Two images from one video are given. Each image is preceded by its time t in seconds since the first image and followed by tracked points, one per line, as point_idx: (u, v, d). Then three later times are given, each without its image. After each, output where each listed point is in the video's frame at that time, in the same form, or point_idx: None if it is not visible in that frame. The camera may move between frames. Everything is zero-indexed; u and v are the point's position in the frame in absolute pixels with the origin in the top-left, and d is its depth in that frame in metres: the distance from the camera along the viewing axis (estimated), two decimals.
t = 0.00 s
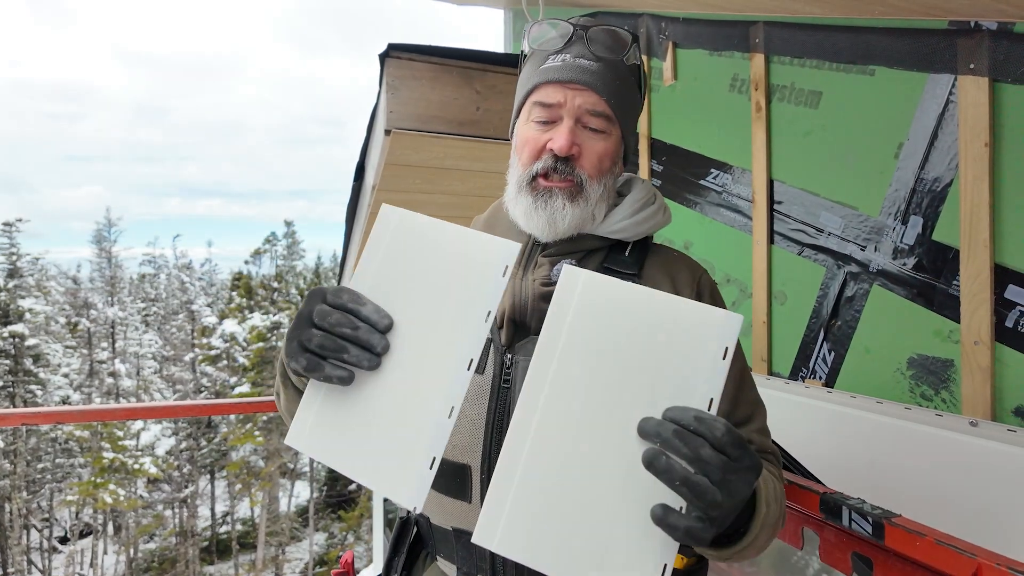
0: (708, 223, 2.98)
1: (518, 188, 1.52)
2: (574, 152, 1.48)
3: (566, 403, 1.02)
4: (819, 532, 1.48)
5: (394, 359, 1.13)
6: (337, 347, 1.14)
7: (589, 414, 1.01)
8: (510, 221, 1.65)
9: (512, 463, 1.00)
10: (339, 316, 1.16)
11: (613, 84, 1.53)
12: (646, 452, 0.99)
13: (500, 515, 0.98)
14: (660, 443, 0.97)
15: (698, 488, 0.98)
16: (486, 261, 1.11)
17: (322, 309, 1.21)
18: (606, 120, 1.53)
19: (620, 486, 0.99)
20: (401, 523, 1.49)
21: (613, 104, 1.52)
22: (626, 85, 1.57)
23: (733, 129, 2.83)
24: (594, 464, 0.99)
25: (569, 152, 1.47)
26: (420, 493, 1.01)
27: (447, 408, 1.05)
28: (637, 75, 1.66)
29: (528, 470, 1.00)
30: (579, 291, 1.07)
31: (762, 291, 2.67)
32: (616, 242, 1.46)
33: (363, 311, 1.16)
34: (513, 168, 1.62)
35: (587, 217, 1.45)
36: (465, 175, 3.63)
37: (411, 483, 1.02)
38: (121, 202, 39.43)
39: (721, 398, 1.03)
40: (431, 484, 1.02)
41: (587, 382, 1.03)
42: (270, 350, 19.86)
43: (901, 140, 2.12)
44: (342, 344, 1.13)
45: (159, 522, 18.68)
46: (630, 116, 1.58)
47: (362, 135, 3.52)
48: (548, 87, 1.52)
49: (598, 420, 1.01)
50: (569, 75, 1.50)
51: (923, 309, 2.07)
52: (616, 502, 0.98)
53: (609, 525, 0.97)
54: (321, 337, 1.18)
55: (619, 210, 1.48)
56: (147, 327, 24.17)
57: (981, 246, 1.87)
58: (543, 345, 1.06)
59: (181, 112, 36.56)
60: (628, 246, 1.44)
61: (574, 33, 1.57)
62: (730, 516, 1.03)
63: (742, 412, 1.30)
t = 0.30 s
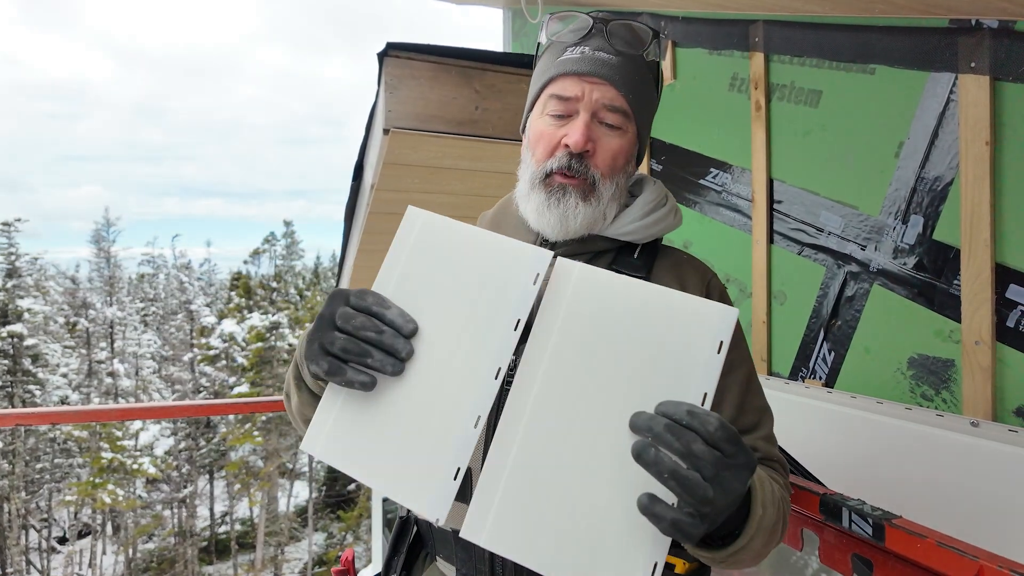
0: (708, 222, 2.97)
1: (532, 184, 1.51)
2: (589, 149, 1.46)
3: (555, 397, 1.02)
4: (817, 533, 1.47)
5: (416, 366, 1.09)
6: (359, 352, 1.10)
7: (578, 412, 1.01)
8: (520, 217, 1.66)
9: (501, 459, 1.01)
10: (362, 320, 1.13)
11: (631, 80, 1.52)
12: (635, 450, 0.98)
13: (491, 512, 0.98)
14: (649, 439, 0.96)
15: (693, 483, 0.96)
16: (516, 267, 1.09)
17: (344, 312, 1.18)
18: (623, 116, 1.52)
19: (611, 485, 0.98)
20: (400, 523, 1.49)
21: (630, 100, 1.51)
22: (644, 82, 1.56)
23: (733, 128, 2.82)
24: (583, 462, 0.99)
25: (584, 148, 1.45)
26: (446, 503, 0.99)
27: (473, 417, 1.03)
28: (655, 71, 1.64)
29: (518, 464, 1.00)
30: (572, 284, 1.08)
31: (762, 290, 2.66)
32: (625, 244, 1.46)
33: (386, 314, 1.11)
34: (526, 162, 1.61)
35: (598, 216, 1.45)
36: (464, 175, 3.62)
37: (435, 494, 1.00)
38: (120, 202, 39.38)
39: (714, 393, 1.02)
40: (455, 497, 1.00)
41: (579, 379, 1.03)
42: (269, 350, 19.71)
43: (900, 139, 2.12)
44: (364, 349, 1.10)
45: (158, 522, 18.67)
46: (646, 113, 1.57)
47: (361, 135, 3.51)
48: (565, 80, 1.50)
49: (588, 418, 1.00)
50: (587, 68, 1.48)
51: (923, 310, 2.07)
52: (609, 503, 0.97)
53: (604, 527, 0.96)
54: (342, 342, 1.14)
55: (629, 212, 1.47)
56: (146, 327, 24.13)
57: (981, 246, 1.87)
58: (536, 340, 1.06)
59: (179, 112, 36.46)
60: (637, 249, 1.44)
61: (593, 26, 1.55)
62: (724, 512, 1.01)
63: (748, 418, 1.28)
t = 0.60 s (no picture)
0: (708, 220, 2.96)
1: (538, 180, 1.48)
2: (598, 144, 1.44)
3: (556, 396, 1.01)
4: (817, 532, 1.46)
5: (429, 370, 1.07)
6: (370, 357, 1.08)
7: (577, 411, 1.00)
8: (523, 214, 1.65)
9: (502, 459, 0.99)
10: (374, 323, 1.11)
11: (638, 76, 1.51)
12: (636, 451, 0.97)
13: (493, 515, 0.97)
14: (649, 438, 0.95)
15: (692, 483, 0.96)
16: (529, 263, 1.08)
17: (355, 315, 1.17)
18: (631, 112, 1.51)
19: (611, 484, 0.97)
20: (402, 524, 1.47)
21: (637, 96, 1.50)
22: (651, 77, 1.55)
23: (734, 127, 2.81)
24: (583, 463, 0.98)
25: (593, 144, 1.43)
26: (459, 508, 0.98)
27: (485, 422, 1.01)
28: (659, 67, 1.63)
29: (516, 465, 0.98)
30: (570, 281, 1.06)
31: (762, 289, 2.66)
32: (629, 243, 1.46)
33: (398, 318, 1.10)
34: (530, 159, 1.59)
35: (605, 213, 1.43)
36: (464, 174, 3.61)
37: (448, 500, 0.98)
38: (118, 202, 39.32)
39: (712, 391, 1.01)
40: (466, 502, 0.98)
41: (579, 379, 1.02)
42: (269, 350, 19.58)
43: (902, 137, 2.11)
44: (375, 352, 1.08)
45: (157, 522, 18.64)
46: (652, 109, 1.57)
47: (361, 133, 3.50)
48: (574, 75, 1.49)
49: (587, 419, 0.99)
50: (595, 62, 1.47)
51: (925, 308, 2.06)
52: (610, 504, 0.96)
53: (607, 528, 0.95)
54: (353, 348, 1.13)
55: (632, 211, 1.46)
56: (145, 327, 24.09)
57: (983, 243, 1.86)
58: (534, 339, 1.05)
59: (179, 112, 36.39)
60: (642, 247, 1.44)
61: (601, 21, 1.54)
62: (723, 511, 1.00)
63: (752, 419, 1.28)
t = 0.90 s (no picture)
0: (707, 220, 2.97)
1: (541, 175, 1.48)
2: (603, 141, 1.44)
3: (555, 383, 1.01)
4: (819, 530, 1.47)
5: (428, 350, 1.06)
6: (382, 314, 1.08)
7: (575, 397, 1.00)
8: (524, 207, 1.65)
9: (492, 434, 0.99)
10: (388, 283, 1.11)
11: (644, 75, 1.52)
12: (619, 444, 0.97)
13: (479, 486, 0.95)
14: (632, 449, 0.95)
15: (676, 497, 0.94)
16: (543, 250, 1.10)
17: (371, 274, 1.17)
18: (635, 110, 1.51)
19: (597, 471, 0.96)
20: (401, 523, 1.47)
21: (642, 94, 1.51)
22: (655, 77, 1.56)
23: (733, 127, 2.82)
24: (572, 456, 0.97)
25: (598, 140, 1.43)
26: (446, 476, 0.97)
27: (478, 399, 1.01)
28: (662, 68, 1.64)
29: (501, 447, 0.98)
30: (579, 276, 1.07)
31: (762, 289, 2.66)
32: (629, 241, 1.46)
33: (413, 284, 1.10)
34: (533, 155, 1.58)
35: (608, 210, 1.43)
36: (463, 173, 3.61)
37: (435, 471, 0.97)
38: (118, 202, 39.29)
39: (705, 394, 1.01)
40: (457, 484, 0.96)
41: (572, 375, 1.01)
42: (269, 350, 19.58)
43: (901, 136, 2.12)
44: (386, 311, 1.08)
45: (156, 522, 18.63)
46: (654, 109, 1.58)
47: (361, 133, 3.50)
48: (579, 71, 1.49)
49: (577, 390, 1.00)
50: (601, 60, 1.48)
51: (925, 308, 2.07)
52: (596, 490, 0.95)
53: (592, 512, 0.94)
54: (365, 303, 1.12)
55: (633, 208, 1.46)
56: (144, 327, 24.03)
57: (982, 242, 1.86)
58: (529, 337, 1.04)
59: (178, 112, 36.36)
60: (642, 246, 1.44)
61: (606, 19, 1.54)
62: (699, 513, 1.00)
63: (750, 418, 1.28)
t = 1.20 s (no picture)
0: (706, 219, 2.97)
1: (551, 177, 1.49)
2: (614, 147, 1.45)
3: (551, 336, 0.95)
4: (817, 529, 1.47)
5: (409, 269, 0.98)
6: (414, 209, 1.06)
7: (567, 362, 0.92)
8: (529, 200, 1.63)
9: (458, 353, 0.87)
10: (435, 189, 1.12)
11: (655, 83, 1.54)
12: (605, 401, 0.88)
13: (422, 379, 0.81)
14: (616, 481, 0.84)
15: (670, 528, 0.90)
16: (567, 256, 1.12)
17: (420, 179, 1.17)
18: (645, 116, 1.53)
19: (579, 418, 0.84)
20: (398, 523, 1.47)
21: (654, 101, 1.53)
22: (665, 86, 1.58)
23: (732, 127, 2.82)
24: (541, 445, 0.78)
25: (610, 145, 1.44)
26: (399, 355, 0.84)
27: (459, 320, 0.91)
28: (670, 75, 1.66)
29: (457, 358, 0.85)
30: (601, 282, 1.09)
31: (760, 289, 2.66)
32: (629, 242, 1.45)
33: (453, 205, 1.08)
34: (541, 156, 1.59)
35: (615, 213, 1.44)
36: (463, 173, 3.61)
37: (379, 343, 0.84)
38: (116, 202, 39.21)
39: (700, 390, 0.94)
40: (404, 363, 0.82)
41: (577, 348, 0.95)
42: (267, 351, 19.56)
43: (900, 136, 2.13)
44: (423, 209, 1.06)
45: (155, 523, 18.56)
46: (662, 114, 1.60)
47: (360, 133, 3.50)
48: (595, 76, 1.50)
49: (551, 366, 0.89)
50: (617, 66, 1.49)
51: (923, 307, 2.07)
52: (568, 433, 0.82)
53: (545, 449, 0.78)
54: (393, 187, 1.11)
55: (639, 208, 1.46)
56: (142, 327, 23.91)
57: (980, 241, 1.86)
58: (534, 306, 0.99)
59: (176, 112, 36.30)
60: (642, 247, 1.44)
61: (622, 24, 1.55)
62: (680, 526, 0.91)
63: (746, 417, 1.26)
